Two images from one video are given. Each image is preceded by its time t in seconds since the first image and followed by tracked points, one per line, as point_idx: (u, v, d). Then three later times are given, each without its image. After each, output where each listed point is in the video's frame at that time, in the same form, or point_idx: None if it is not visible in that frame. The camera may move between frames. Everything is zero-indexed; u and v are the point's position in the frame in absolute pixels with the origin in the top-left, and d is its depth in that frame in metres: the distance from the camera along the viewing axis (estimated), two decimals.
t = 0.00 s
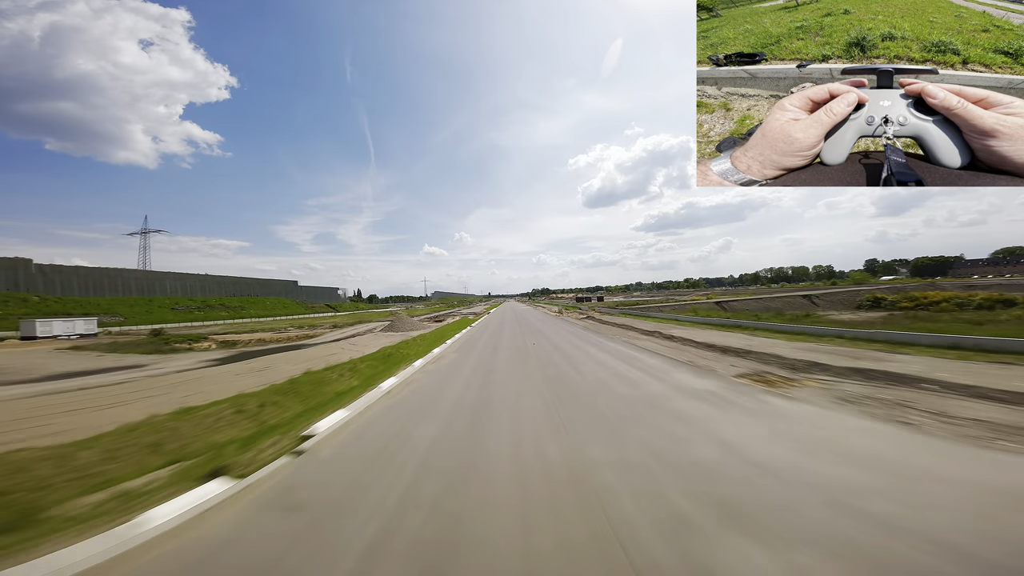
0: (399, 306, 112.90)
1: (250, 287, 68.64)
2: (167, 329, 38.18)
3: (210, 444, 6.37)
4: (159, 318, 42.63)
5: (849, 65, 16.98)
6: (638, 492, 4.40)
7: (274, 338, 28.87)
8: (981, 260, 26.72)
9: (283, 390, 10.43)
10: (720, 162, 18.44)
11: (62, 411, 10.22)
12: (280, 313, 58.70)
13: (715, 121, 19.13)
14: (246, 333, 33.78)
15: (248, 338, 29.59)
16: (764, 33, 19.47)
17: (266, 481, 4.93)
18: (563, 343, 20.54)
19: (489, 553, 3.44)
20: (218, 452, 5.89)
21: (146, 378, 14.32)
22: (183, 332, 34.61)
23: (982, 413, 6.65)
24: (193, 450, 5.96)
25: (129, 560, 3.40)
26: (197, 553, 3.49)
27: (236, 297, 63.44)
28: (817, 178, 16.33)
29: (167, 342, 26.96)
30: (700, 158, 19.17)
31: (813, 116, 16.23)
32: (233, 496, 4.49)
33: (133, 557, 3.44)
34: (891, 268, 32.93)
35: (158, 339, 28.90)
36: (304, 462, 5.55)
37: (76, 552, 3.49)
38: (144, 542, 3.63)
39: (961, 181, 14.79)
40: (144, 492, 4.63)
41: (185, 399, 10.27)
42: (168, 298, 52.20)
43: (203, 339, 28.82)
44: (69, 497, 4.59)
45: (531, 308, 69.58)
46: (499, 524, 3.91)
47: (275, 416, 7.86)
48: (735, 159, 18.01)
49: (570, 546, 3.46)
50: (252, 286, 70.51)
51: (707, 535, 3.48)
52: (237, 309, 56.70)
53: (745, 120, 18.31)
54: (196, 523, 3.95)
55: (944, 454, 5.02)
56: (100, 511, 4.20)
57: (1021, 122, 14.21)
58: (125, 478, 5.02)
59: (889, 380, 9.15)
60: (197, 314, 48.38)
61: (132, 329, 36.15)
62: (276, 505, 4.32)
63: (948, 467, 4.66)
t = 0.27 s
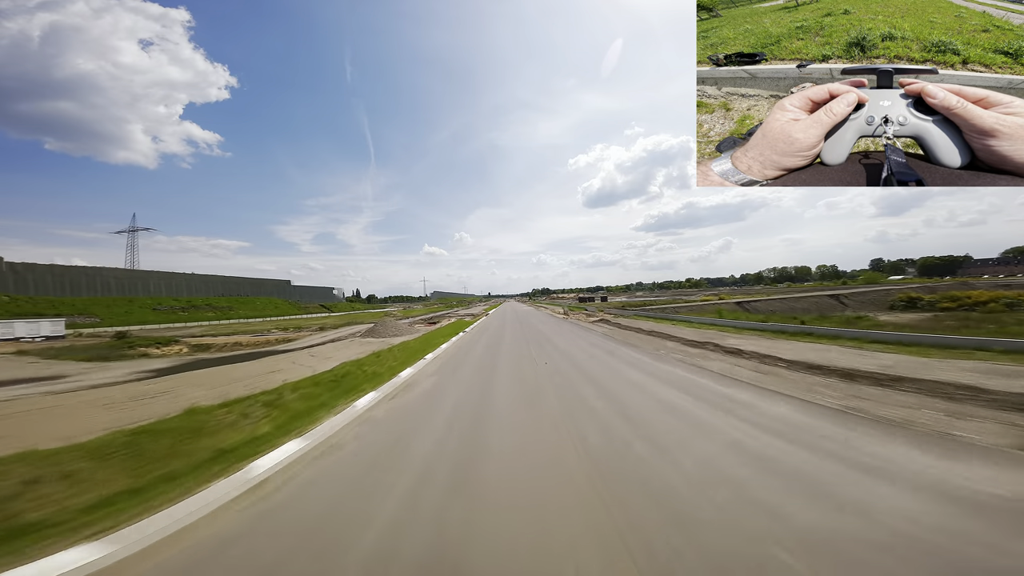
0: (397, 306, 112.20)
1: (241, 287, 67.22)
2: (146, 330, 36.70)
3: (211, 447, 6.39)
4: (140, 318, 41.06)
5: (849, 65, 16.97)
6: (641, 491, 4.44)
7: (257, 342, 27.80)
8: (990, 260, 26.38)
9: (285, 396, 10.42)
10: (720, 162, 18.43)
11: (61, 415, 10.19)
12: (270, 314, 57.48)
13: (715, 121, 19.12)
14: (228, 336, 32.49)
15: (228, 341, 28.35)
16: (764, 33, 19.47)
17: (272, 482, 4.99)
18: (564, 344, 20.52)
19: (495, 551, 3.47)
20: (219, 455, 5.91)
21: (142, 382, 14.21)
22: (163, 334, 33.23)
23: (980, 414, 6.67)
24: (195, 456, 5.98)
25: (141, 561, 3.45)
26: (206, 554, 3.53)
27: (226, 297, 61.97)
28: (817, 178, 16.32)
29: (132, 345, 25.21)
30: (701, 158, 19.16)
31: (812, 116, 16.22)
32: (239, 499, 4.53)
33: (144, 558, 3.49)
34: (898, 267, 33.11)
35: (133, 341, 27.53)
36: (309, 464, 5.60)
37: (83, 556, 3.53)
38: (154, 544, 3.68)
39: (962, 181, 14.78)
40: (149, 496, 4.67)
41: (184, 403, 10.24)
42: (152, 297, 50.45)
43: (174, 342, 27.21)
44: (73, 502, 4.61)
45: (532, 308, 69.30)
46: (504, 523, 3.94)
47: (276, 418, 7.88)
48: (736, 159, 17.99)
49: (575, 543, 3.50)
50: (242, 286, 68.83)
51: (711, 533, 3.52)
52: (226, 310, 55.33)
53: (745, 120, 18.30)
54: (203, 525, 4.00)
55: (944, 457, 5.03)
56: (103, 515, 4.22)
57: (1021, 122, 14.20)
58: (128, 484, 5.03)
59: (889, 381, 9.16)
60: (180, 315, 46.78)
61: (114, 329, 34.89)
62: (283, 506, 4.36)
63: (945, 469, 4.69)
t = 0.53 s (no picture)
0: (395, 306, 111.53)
1: (231, 286, 65.34)
2: (124, 331, 35.35)
3: (211, 449, 6.43)
4: (118, 318, 39.59)
5: (849, 65, 16.94)
6: (641, 491, 4.48)
7: (235, 345, 26.73)
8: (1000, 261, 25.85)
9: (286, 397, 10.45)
10: (720, 162, 18.44)
11: (60, 416, 10.17)
12: (259, 314, 56.30)
13: (715, 121, 19.12)
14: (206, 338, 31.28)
15: (205, 343, 27.19)
16: (764, 33, 19.46)
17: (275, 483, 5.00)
18: (565, 345, 20.51)
19: (498, 550, 3.52)
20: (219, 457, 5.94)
21: (139, 385, 14.13)
22: (139, 335, 31.92)
23: (979, 416, 6.66)
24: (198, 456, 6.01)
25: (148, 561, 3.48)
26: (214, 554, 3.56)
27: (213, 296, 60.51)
28: (817, 178, 16.32)
29: (91, 349, 23.60)
30: (701, 158, 19.15)
31: (812, 116, 16.21)
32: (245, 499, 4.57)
33: (152, 558, 3.52)
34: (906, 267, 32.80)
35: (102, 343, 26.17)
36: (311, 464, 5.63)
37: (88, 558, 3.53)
38: (161, 544, 3.71)
39: (961, 181, 14.77)
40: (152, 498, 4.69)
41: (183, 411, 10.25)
42: (132, 295, 48.71)
43: (139, 345, 25.69)
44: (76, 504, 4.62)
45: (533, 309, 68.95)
46: (505, 522, 3.98)
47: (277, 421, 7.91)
48: (736, 159, 17.99)
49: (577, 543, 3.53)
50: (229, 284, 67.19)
51: (713, 533, 3.55)
52: (214, 309, 54.06)
53: (745, 120, 18.29)
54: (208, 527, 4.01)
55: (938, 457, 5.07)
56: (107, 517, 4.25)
57: (1021, 121, 14.19)
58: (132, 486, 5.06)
59: (888, 381, 9.16)
60: (161, 315, 45.28)
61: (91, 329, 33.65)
62: (287, 506, 4.39)
63: (941, 469, 4.72)
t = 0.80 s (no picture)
0: (393, 305, 111.20)
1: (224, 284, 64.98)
2: (100, 329, 34.36)
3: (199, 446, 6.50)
4: (96, 317, 38.53)
5: (849, 65, 16.83)
6: (637, 492, 4.58)
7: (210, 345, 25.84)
8: None
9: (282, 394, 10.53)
10: (720, 162, 18.36)
11: (56, 411, 10.25)
12: (250, 313, 55.80)
13: (715, 121, 19.04)
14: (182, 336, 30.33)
15: (178, 343, 26.24)
16: (764, 33, 19.37)
17: (274, 485, 5.08)
18: (564, 346, 20.52)
19: (497, 551, 3.60)
20: (205, 456, 6.02)
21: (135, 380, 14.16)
22: (113, 334, 30.91)
23: (965, 419, 6.64)
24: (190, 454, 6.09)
25: (142, 563, 3.54)
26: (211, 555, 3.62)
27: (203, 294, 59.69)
28: (817, 178, 16.22)
29: (43, 349, 22.25)
30: (701, 159, 19.08)
31: (812, 116, 16.12)
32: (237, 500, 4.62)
33: (146, 559, 3.58)
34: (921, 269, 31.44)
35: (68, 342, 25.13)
36: (310, 466, 5.70)
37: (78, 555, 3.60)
38: (155, 544, 3.77)
39: (962, 181, 14.63)
40: (142, 495, 4.76)
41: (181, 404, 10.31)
42: (116, 293, 48.22)
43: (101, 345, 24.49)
44: (68, 500, 4.70)
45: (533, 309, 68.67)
46: (505, 522, 4.09)
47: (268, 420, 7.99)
48: (736, 159, 17.90)
49: (574, 543, 3.63)
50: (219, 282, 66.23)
51: (706, 532, 3.64)
52: (202, 308, 53.34)
53: (745, 120, 18.21)
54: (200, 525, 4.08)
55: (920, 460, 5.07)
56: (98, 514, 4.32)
57: (1021, 121, 14.04)
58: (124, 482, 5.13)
59: (881, 383, 9.10)
60: (142, 313, 44.31)
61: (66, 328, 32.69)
62: (287, 507, 4.47)
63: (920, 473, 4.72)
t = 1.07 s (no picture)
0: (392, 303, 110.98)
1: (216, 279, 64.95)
2: (79, 325, 33.92)
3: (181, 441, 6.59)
4: (74, 312, 37.97)
5: (849, 65, 16.60)
6: (630, 500, 4.62)
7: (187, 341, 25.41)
8: None
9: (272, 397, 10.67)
10: (721, 162, 18.20)
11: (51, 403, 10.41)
12: (243, 310, 55.65)
13: (715, 121, 18.88)
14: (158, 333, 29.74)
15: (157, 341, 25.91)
16: (764, 33, 19.19)
17: (265, 482, 5.12)
18: (562, 347, 20.46)
19: (487, 554, 3.66)
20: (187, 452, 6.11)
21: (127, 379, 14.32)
22: (88, 332, 30.41)
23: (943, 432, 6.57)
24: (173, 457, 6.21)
25: (119, 561, 3.55)
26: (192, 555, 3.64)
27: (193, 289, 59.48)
28: (817, 178, 16.01)
29: None
30: (701, 159, 18.93)
31: (812, 116, 15.94)
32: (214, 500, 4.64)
33: (123, 558, 3.59)
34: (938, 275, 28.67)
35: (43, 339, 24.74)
36: (305, 463, 5.77)
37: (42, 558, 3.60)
38: (133, 544, 3.77)
39: (963, 180, 14.36)
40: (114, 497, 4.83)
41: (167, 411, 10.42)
42: (103, 287, 47.95)
43: (58, 346, 23.65)
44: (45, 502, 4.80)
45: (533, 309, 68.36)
46: (499, 525, 4.14)
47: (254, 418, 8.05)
48: (737, 159, 17.73)
49: (565, 549, 3.69)
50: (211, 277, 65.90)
51: (694, 546, 3.68)
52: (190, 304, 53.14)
53: (745, 120, 18.05)
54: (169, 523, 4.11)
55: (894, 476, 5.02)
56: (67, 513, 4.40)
57: None
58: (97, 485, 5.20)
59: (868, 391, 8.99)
60: (125, 308, 43.82)
61: (43, 322, 32.27)
62: (280, 506, 4.52)
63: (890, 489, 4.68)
